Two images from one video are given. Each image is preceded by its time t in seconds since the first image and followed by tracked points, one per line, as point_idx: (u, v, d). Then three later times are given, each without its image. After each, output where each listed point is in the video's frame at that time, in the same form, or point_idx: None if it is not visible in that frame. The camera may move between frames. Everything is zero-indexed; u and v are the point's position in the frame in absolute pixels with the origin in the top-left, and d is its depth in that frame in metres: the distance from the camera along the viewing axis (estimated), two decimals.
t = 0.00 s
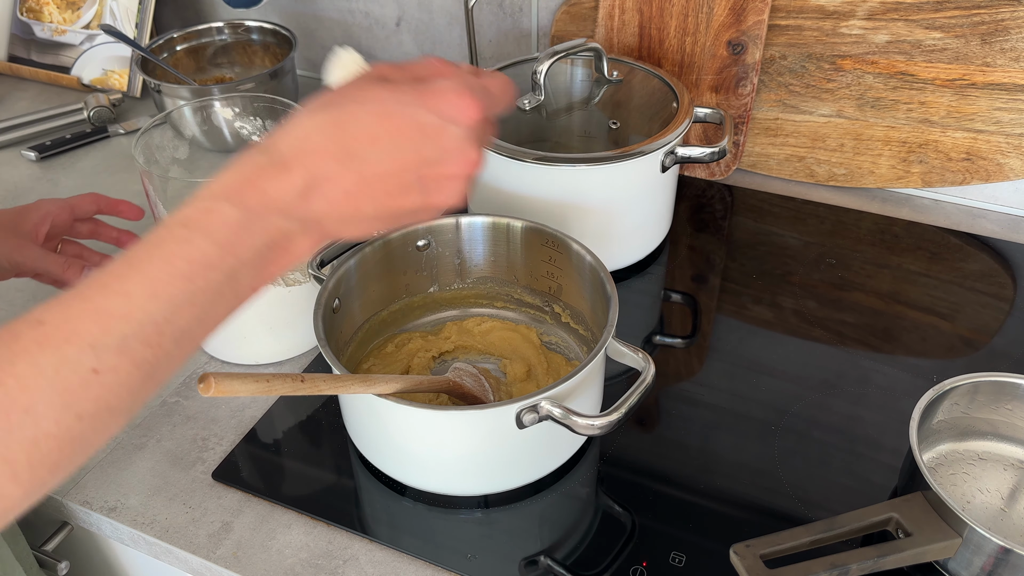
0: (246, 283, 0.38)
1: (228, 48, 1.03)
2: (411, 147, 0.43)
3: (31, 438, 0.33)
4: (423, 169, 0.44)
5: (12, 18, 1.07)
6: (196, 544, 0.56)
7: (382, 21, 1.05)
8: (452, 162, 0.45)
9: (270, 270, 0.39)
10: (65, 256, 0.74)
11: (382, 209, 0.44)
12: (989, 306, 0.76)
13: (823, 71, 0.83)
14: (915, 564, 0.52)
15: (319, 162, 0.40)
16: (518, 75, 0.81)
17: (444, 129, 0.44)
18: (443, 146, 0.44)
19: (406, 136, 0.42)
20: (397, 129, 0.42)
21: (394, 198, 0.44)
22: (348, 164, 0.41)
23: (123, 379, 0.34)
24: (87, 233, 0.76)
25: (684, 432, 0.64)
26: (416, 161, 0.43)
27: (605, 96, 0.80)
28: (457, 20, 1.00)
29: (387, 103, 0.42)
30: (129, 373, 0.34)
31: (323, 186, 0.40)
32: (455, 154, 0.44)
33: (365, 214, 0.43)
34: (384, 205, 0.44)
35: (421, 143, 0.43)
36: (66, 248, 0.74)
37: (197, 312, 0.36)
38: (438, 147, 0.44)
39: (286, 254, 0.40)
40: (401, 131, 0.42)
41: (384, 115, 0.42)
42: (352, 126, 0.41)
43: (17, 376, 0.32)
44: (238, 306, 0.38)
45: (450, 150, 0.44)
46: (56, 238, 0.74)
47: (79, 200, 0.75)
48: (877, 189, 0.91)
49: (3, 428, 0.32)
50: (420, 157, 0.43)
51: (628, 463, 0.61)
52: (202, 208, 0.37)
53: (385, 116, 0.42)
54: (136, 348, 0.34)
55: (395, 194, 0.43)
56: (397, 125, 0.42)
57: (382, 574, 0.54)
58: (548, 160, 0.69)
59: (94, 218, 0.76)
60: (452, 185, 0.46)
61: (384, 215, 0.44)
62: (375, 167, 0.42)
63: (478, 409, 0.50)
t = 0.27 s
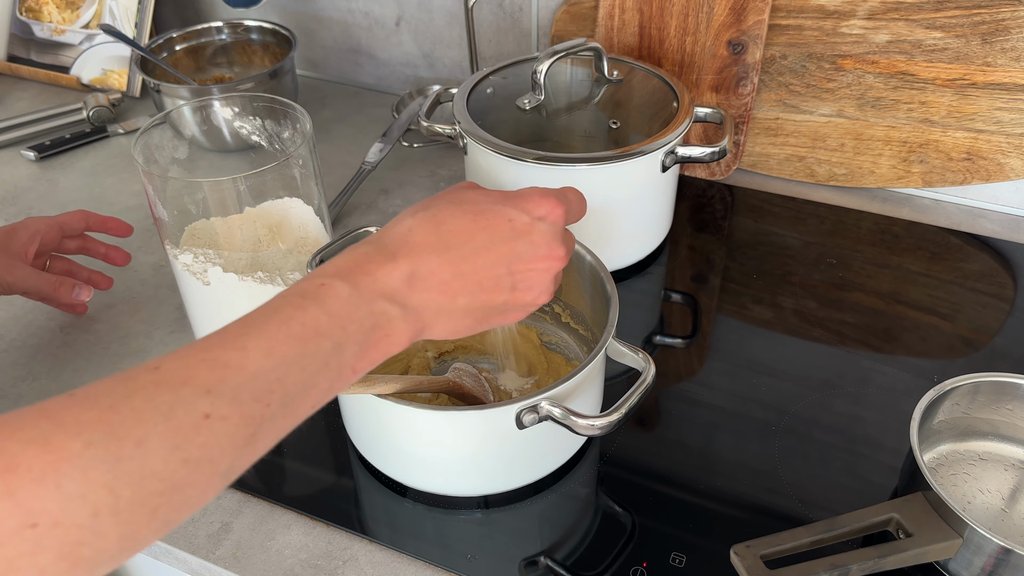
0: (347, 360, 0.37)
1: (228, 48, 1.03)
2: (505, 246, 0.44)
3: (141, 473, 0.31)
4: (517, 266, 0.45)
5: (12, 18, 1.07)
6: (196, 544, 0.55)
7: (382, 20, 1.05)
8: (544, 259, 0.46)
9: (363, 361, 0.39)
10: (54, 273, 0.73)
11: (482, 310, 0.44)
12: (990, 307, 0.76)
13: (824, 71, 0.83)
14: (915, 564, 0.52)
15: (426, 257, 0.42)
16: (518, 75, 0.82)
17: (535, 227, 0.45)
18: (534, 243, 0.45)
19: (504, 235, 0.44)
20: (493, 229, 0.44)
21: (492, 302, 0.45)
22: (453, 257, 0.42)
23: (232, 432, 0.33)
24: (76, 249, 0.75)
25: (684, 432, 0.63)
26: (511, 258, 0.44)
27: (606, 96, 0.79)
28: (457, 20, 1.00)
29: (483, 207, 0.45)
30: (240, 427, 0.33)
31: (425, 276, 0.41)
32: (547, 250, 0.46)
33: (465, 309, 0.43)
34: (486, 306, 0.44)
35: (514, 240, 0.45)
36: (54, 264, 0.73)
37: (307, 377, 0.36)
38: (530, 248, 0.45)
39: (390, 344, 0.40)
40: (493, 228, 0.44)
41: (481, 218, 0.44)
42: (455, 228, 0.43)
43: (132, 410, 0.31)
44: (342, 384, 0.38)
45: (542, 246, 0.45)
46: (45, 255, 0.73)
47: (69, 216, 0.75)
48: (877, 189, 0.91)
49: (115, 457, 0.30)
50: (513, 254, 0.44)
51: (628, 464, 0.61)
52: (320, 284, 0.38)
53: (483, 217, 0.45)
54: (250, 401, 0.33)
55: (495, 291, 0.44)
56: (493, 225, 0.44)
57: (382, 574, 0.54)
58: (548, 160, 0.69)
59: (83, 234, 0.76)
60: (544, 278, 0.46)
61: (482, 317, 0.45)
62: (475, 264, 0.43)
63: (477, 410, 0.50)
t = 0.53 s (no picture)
0: (391, 348, 0.39)
1: (227, 48, 1.03)
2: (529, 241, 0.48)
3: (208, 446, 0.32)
4: (542, 258, 0.48)
5: (11, 17, 1.07)
6: (195, 545, 0.55)
7: (381, 20, 1.05)
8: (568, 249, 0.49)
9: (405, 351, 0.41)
10: (53, 277, 0.73)
11: (511, 301, 0.48)
12: (991, 307, 0.76)
13: (825, 70, 0.83)
14: (916, 565, 0.52)
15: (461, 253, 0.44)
16: (518, 75, 0.81)
17: (557, 218, 0.49)
18: (557, 237, 0.49)
19: (529, 231, 0.48)
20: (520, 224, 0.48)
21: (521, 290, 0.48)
22: (483, 252, 0.45)
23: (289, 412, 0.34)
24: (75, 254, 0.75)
25: (684, 432, 0.63)
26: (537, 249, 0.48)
27: (606, 95, 0.79)
28: (457, 19, 1.00)
29: (507, 206, 0.49)
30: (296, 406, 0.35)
31: (457, 268, 0.44)
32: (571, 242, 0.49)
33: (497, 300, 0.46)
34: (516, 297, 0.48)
35: (540, 233, 0.48)
36: (54, 269, 0.73)
37: (355, 361, 0.37)
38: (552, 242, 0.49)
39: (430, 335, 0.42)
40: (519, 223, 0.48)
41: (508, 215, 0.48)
42: (483, 224, 0.47)
43: (197, 386, 0.33)
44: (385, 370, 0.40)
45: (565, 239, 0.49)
46: (44, 259, 0.73)
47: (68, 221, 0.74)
48: (878, 189, 0.90)
49: (183, 430, 0.31)
50: (538, 246, 0.48)
51: (628, 464, 0.61)
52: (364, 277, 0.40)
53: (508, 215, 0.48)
54: (305, 382, 0.35)
55: (523, 281, 0.47)
56: (519, 221, 0.48)
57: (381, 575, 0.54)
58: (549, 160, 0.69)
59: (82, 238, 0.76)
60: (567, 266, 0.50)
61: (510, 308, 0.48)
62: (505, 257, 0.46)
63: (477, 410, 0.50)
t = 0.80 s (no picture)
0: (404, 341, 0.38)
1: (227, 47, 1.02)
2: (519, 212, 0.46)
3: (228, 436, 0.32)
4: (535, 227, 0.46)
5: (11, 17, 1.07)
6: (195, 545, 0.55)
7: (381, 20, 1.04)
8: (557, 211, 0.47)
9: (422, 344, 0.39)
10: (48, 279, 0.73)
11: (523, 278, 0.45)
12: (991, 307, 0.76)
13: (825, 70, 0.83)
14: (916, 565, 0.52)
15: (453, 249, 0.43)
16: (518, 75, 0.81)
17: (537, 183, 0.48)
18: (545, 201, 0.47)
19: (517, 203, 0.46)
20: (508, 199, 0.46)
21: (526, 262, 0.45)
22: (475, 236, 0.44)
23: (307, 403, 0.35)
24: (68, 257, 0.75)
25: (685, 432, 0.63)
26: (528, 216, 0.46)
27: (606, 95, 0.79)
28: (457, 19, 0.99)
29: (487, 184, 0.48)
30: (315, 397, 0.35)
31: (451, 255, 0.43)
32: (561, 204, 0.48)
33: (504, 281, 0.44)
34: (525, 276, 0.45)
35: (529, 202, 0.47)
36: (48, 270, 0.74)
37: (367, 353, 0.37)
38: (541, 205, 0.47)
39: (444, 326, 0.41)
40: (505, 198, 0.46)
41: (491, 194, 0.47)
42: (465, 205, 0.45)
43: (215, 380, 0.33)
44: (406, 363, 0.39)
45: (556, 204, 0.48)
46: (39, 261, 0.73)
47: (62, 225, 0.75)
48: (878, 189, 0.90)
49: (202, 420, 0.32)
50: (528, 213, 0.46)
51: (628, 464, 0.61)
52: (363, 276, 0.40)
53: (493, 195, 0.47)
54: (318, 373, 0.35)
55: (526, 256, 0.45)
56: (505, 196, 0.47)
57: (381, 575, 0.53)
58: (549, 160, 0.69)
59: (77, 240, 0.76)
60: (561, 226, 0.47)
61: (527, 286, 0.45)
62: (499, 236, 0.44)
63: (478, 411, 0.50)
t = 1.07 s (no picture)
0: (305, 381, 0.37)
1: (227, 47, 1.02)
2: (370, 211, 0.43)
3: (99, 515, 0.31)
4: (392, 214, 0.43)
5: (11, 17, 1.07)
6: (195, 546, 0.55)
7: (381, 19, 1.04)
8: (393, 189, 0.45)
9: (332, 381, 0.37)
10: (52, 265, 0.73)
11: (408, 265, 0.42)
12: (991, 307, 0.76)
13: (825, 70, 0.83)
14: (917, 565, 0.52)
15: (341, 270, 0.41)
16: (518, 75, 0.81)
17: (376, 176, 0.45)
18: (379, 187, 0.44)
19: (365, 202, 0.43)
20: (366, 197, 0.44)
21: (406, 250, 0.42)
22: (334, 268, 0.41)
23: (193, 465, 0.33)
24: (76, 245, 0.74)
25: (685, 432, 0.63)
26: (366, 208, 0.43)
27: (606, 95, 0.79)
28: (457, 19, 0.99)
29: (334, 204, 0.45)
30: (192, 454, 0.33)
31: (331, 288, 0.41)
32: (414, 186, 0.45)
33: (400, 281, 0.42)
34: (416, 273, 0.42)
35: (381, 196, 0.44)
36: (52, 257, 0.74)
37: (257, 402, 0.35)
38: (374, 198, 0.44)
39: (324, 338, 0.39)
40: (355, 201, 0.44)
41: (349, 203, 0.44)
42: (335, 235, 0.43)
43: (81, 460, 0.32)
44: (314, 403, 0.37)
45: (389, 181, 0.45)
46: (40, 249, 0.72)
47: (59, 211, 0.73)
48: (878, 189, 0.90)
49: (65, 504, 0.31)
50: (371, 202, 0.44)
51: (628, 464, 0.61)
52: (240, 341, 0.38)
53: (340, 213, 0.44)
54: (200, 434, 0.33)
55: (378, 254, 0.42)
56: (350, 211, 0.44)
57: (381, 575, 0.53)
58: (549, 160, 0.69)
59: (78, 225, 0.75)
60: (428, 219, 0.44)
61: (414, 272, 0.42)
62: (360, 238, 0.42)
63: (477, 411, 0.50)
